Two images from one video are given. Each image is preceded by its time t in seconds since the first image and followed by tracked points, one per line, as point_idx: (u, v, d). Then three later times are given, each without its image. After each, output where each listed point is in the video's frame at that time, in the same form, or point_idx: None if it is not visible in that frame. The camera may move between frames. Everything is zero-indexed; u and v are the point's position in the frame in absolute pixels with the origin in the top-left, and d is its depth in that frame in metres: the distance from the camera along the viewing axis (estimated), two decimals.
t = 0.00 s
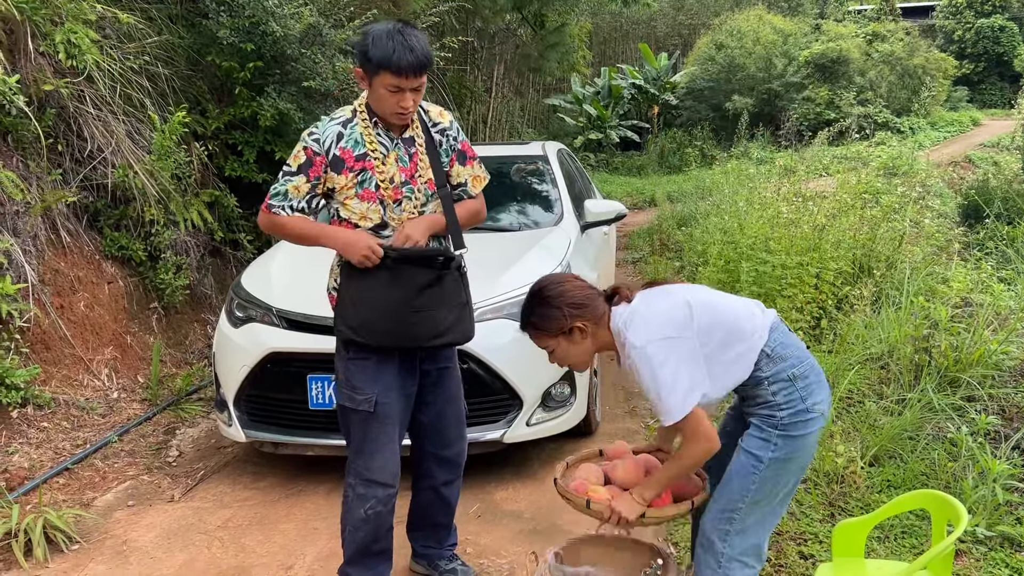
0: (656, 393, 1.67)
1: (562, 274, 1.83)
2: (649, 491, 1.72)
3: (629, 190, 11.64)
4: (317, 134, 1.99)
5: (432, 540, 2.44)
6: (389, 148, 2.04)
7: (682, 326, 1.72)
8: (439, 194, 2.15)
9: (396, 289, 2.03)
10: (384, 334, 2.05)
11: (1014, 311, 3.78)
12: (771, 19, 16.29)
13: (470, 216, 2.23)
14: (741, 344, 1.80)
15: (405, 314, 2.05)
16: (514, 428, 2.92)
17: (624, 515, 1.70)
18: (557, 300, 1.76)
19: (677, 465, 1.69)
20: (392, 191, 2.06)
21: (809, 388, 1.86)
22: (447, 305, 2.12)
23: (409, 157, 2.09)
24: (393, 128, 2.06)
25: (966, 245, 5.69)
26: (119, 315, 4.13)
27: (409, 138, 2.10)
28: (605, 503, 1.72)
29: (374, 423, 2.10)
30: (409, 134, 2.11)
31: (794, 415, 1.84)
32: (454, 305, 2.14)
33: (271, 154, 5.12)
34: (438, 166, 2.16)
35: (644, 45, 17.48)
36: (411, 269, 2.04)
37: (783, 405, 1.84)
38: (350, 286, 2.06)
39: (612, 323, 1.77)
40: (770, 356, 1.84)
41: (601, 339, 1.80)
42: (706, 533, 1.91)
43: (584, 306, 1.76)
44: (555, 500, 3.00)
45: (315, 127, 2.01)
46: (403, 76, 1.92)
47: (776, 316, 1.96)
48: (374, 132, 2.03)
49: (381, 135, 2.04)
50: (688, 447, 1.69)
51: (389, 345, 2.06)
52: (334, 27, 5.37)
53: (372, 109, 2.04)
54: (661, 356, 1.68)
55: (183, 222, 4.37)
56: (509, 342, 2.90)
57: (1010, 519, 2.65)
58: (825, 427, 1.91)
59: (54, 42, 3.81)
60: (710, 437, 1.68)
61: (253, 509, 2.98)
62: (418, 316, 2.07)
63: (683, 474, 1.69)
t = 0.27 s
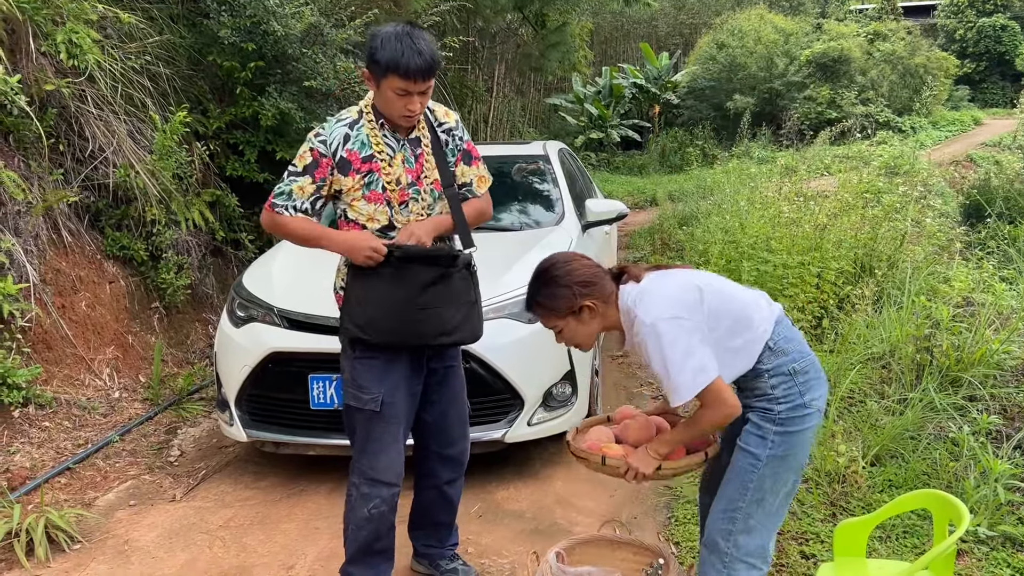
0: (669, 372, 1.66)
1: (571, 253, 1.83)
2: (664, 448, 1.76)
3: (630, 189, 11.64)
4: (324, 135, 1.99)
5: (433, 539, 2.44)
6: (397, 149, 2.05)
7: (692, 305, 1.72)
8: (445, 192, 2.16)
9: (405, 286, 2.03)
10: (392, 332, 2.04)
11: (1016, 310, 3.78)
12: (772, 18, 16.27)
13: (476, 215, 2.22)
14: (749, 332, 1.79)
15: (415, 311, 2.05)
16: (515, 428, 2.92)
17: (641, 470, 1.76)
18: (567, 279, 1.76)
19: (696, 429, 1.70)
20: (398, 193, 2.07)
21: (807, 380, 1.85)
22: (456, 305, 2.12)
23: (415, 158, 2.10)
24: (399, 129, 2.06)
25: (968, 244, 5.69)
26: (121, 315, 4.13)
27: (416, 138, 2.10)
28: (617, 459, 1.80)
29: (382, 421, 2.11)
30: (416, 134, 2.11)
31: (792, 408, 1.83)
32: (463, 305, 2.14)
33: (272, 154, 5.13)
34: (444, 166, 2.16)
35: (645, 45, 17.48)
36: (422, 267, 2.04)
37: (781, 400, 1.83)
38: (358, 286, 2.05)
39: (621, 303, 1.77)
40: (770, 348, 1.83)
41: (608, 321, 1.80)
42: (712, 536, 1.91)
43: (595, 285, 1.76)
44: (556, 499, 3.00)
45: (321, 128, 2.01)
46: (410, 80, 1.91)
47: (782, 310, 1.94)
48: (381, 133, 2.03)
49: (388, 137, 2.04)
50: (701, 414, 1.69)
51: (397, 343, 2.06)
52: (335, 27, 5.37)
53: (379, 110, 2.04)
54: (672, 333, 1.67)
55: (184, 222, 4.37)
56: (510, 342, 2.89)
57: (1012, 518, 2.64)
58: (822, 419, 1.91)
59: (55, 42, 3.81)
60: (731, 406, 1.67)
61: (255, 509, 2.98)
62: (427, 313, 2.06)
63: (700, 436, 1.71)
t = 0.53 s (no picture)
0: (682, 349, 1.67)
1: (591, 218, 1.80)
2: (679, 425, 1.77)
3: (631, 189, 11.63)
4: (335, 136, 2.01)
5: (433, 539, 2.43)
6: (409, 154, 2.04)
7: (706, 286, 1.74)
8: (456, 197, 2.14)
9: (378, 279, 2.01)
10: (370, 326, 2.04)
11: (1017, 310, 3.78)
12: (773, 18, 16.26)
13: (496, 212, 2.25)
14: (756, 325, 1.81)
15: (389, 300, 2.02)
16: (515, 428, 2.92)
17: (657, 447, 1.78)
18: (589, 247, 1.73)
19: (714, 406, 1.71)
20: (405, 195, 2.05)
21: (803, 376, 1.85)
22: (436, 290, 2.08)
23: (429, 165, 2.08)
24: (413, 136, 2.05)
25: (968, 244, 5.68)
26: (122, 315, 4.13)
27: (430, 145, 2.09)
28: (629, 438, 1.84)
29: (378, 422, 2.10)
30: (430, 141, 2.09)
31: (787, 405, 1.83)
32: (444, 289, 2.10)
33: (272, 154, 5.12)
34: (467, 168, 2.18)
35: (646, 44, 17.49)
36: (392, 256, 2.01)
37: (777, 396, 1.83)
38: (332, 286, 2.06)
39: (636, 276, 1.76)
40: (772, 343, 1.84)
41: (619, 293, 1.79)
42: (708, 534, 1.91)
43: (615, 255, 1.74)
44: (557, 499, 3.00)
45: (334, 127, 2.02)
46: (424, 89, 1.90)
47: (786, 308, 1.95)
48: (394, 139, 2.03)
49: (401, 144, 2.04)
50: (717, 391, 1.70)
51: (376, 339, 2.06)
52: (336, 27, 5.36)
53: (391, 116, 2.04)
54: (688, 311, 1.68)
55: (185, 222, 4.38)
56: (511, 342, 2.89)
57: (1013, 518, 2.64)
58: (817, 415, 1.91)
59: (56, 42, 3.82)
60: (748, 385, 1.69)
61: (255, 509, 2.99)
62: (401, 300, 2.04)
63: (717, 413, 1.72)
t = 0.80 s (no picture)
0: (702, 315, 1.65)
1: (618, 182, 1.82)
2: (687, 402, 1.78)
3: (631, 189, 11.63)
4: (351, 186, 1.97)
5: (433, 539, 2.43)
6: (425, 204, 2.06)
7: (729, 262, 1.74)
8: (459, 248, 2.13)
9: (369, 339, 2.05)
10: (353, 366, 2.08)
11: (1016, 309, 3.78)
12: (774, 17, 16.25)
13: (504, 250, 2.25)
14: (766, 318, 1.81)
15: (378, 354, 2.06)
16: (516, 427, 2.92)
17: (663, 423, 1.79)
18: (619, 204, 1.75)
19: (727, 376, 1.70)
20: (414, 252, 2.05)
21: (798, 377, 1.85)
22: (427, 347, 2.11)
23: (438, 217, 2.06)
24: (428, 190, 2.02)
25: (968, 243, 5.68)
26: (122, 315, 4.14)
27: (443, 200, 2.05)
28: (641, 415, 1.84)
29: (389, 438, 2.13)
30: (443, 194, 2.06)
31: (780, 406, 1.83)
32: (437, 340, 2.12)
33: (272, 154, 5.13)
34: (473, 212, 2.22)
35: (646, 44, 17.50)
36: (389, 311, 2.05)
37: (770, 396, 1.83)
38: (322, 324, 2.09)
39: (662, 243, 1.76)
40: (777, 343, 1.84)
41: (641, 255, 1.81)
42: (699, 539, 1.91)
43: (642, 218, 1.75)
44: (557, 499, 3.00)
45: (354, 174, 1.98)
46: (446, 159, 1.86)
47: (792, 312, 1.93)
48: (407, 191, 2.00)
49: (413, 196, 2.01)
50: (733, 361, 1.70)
51: (359, 387, 2.13)
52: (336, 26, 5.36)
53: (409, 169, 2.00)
54: (712, 279, 1.67)
55: (185, 222, 4.38)
56: (511, 342, 2.89)
57: (1012, 517, 2.64)
58: (807, 417, 1.91)
59: (55, 42, 3.82)
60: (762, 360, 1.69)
61: (255, 508, 2.99)
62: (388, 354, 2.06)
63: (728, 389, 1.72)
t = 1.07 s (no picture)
0: (725, 309, 1.67)
1: (637, 175, 1.85)
2: (702, 391, 1.81)
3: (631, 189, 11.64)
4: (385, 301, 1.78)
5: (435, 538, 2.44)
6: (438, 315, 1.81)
7: (747, 256, 1.77)
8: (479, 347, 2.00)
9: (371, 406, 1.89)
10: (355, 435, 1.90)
11: (1015, 309, 3.78)
12: (774, 18, 16.25)
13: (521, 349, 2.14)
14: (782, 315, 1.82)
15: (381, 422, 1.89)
16: (515, 427, 2.93)
17: (677, 411, 1.81)
18: (641, 197, 1.77)
19: (744, 369, 1.72)
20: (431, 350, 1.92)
21: (810, 374, 1.87)
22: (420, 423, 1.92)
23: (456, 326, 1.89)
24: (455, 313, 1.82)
25: (967, 243, 5.69)
26: (122, 314, 4.14)
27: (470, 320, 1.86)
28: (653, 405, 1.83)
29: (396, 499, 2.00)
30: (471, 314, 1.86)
31: (791, 403, 1.85)
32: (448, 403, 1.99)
33: (272, 154, 5.13)
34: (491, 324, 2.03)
35: (647, 44, 17.51)
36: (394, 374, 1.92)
37: (783, 391, 1.84)
38: (315, 397, 1.92)
39: (681, 235, 1.79)
40: (791, 341, 1.85)
41: (665, 251, 1.81)
42: (703, 533, 1.89)
43: (663, 208, 1.79)
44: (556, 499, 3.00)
45: (388, 284, 1.78)
46: (482, 306, 1.64)
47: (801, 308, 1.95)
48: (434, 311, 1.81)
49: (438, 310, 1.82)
50: (751, 354, 1.71)
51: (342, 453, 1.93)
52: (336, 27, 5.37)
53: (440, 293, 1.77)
54: (733, 271, 1.70)
55: (185, 222, 4.38)
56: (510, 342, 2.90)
57: (1010, 517, 2.64)
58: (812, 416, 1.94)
59: (56, 42, 3.83)
60: (778, 354, 1.71)
61: (255, 508, 2.99)
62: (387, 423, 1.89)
63: (745, 380, 1.74)
